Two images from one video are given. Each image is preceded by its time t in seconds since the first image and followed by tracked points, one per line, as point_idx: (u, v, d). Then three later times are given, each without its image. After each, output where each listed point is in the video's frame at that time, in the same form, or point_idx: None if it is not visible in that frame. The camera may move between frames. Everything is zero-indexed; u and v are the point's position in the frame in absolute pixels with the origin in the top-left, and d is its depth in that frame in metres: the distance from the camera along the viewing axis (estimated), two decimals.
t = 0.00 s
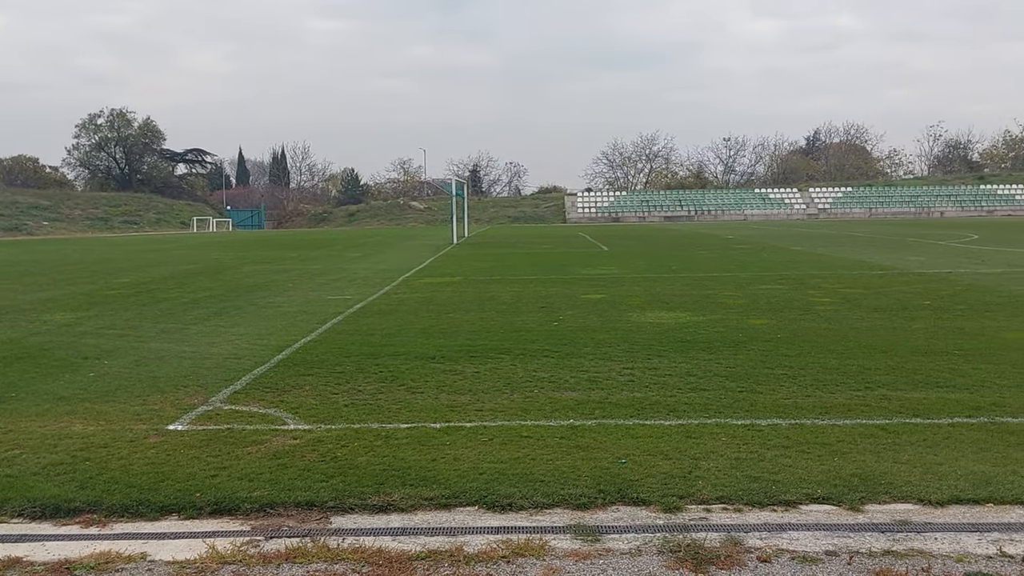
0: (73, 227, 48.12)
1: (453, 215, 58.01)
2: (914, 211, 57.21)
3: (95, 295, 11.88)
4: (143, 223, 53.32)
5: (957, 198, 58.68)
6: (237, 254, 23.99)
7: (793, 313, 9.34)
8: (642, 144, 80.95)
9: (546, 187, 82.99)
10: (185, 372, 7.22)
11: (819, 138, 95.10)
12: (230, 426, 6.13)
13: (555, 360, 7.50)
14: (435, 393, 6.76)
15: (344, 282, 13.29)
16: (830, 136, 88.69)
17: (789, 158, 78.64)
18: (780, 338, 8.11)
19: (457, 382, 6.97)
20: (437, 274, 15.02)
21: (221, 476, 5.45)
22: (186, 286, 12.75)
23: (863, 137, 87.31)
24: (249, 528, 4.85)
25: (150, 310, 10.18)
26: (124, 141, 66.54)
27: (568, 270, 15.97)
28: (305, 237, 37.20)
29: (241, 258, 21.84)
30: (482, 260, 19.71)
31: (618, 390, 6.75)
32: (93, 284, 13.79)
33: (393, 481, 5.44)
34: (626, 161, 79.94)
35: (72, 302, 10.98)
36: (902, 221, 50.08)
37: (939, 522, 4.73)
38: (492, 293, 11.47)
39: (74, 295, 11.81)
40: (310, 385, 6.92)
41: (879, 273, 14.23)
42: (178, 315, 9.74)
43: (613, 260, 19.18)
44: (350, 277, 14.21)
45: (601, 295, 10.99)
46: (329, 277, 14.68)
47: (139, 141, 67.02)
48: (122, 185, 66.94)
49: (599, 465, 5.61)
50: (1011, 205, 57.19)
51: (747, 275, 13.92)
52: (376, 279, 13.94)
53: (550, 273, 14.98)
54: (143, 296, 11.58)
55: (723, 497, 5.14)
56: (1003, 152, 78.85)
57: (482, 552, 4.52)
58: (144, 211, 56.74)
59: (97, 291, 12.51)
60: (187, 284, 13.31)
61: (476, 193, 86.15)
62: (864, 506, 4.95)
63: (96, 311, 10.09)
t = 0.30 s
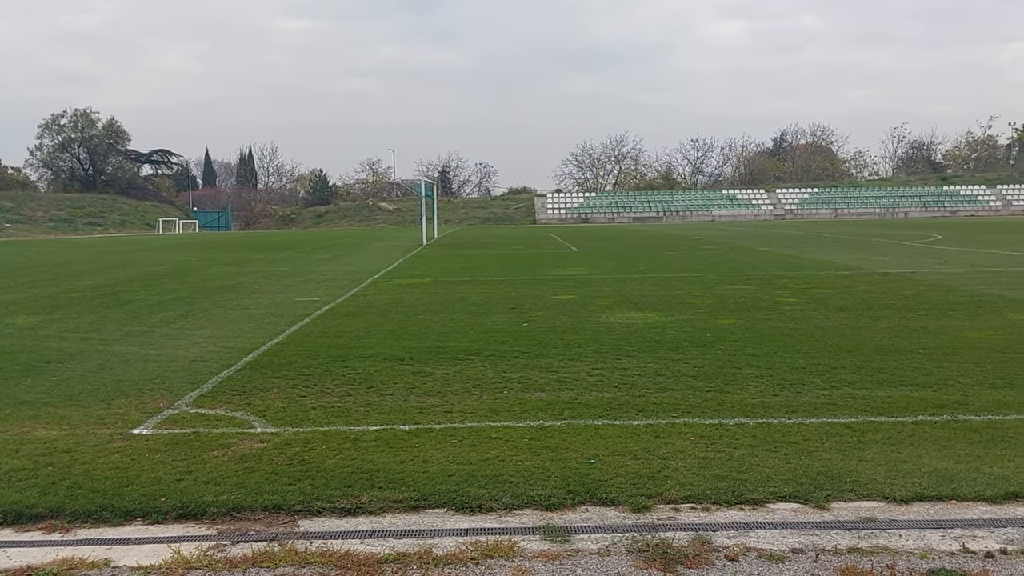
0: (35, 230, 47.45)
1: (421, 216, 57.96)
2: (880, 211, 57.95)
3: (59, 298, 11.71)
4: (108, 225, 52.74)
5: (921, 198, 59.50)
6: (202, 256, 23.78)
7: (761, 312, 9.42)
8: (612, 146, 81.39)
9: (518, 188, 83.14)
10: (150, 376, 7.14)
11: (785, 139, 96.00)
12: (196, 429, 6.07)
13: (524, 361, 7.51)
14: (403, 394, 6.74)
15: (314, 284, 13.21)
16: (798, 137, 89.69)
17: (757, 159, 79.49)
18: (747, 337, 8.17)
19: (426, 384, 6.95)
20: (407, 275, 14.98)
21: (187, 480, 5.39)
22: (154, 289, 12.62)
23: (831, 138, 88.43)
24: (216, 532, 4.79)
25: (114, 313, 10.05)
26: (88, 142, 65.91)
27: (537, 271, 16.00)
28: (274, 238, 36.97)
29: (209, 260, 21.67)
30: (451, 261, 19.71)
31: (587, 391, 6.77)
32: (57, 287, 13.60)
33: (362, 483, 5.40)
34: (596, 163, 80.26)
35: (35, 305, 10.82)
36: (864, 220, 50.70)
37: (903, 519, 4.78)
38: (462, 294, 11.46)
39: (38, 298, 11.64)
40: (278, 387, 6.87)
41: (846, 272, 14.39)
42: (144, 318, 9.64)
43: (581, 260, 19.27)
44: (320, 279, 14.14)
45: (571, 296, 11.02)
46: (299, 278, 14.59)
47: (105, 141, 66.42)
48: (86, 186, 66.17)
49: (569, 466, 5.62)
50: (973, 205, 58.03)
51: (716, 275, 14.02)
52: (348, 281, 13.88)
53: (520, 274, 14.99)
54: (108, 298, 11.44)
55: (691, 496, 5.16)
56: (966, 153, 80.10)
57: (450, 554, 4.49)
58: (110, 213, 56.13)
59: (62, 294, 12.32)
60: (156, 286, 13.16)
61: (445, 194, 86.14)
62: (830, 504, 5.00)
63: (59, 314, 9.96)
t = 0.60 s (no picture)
0: None
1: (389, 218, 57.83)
2: (846, 213, 58.73)
3: (21, 301, 11.51)
4: (71, 228, 52.06)
5: (886, 201, 60.42)
6: (167, 258, 23.52)
7: (729, 314, 9.50)
8: (582, 148, 81.72)
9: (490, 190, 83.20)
10: (115, 380, 7.04)
11: (752, 142, 96.95)
12: (162, 434, 6.00)
13: (494, 363, 7.51)
14: (373, 397, 6.70)
15: (284, 286, 13.10)
16: (766, 139, 90.62)
17: (725, 162, 80.32)
18: (715, 339, 8.23)
19: (396, 386, 6.93)
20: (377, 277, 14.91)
21: (152, 484, 5.32)
22: (121, 292, 12.45)
23: (800, 141, 89.47)
24: (181, 537, 4.72)
25: (78, 316, 9.90)
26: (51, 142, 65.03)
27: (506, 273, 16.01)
28: (242, 240, 36.65)
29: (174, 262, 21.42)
30: (419, 263, 19.67)
31: (557, 392, 6.78)
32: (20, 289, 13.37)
33: (330, 487, 5.35)
34: (566, 167, 80.45)
35: None
36: (829, 223, 51.46)
37: (869, 518, 4.83)
38: (432, 296, 11.44)
39: None
40: (246, 390, 6.81)
41: (811, 274, 14.57)
42: (108, 321, 9.51)
43: (550, 262, 19.33)
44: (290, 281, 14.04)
45: (542, 298, 11.04)
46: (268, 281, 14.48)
47: (68, 142, 65.61)
48: (50, 186, 65.24)
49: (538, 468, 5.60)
50: (937, 207, 59.02)
51: (684, 276, 14.13)
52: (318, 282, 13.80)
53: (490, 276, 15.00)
54: (70, 302, 11.27)
55: (660, 497, 5.16)
56: (931, 156, 81.52)
57: (419, 557, 4.45)
58: (74, 214, 55.39)
59: (24, 297, 12.11)
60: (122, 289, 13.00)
61: (416, 196, 85.96)
62: (797, 503, 5.04)
63: (19, 317, 9.79)
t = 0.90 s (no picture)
0: None
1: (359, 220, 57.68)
2: (814, 216, 59.53)
3: None
4: (35, 229, 51.39)
5: (853, 203, 61.00)
6: (132, 259, 23.27)
7: (697, 315, 9.58)
8: (554, 150, 81.99)
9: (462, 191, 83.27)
10: (80, 383, 6.95)
11: (724, 145, 97.88)
12: (128, 438, 5.93)
13: (465, 365, 7.51)
14: (342, 399, 6.68)
15: (254, 288, 13.01)
16: (737, 142, 91.52)
17: (694, 165, 81.09)
18: (684, 340, 8.29)
19: (366, 389, 6.90)
20: (348, 279, 14.85)
21: (117, 488, 5.24)
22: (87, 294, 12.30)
23: (771, 144, 90.45)
24: (147, 542, 4.65)
25: (42, 318, 9.77)
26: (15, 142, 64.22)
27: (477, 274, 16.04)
28: (209, 242, 36.25)
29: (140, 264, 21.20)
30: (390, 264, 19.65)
31: (528, 394, 6.78)
32: None
33: (298, 491, 5.30)
34: (536, 169, 80.56)
35: None
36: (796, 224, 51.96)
37: (835, 517, 4.88)
38: (403, 298, 11.41)
39: None
40: (215, 394, 6.75)
41: (778, 275, 14.73)
42: (73, 323, 9.39)
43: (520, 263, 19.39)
44: (259, 283, 13.94)
45: (513, 299, 11.06)
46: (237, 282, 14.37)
47: (33, 141, 64.82)
48: (14, 187, 64.37)
49: (518, 469, 5.59)
50: (902, 210, 60.01)
51: (654, 278, 14.22)
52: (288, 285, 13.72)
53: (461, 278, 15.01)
54: (32, 304, 11.10)
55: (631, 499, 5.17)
56: (897, 159, 82.81)
57: (388, 560, 4.41)
58: (38, 216, 54.68)
59: None
60: (89, 291, 12.84)
61: (389, 198, 85.78)
62: (764, 503, 5.07)
63: None
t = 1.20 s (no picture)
0: None
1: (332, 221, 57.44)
2: (784, 217, 60.13)
3: None
4: None
5: (821, 203, 61.55)
6: (99, 261, 23.05)
7: (668, 315, 9.63)
8: (528, 151, 82.10)
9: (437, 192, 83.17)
10: (46, 387, 6.85)
11: (697, 145, 98.59)
12: (95, 442, 5.85)
13: (436, 367, 7.50)
14: (312, 402, 6.65)
15: (225, 290, 12.92)
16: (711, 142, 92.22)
17: (666, 166, 81.63)
18: (655, 340, 8.33)
19: (336, 391, 6.87)
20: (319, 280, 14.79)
21: (83, 493, 5.17)
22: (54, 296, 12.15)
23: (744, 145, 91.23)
24: (113, 547, 4.57)
25: (7, 321, 9.64)
26: None
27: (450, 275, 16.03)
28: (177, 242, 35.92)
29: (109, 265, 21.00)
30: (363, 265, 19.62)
31: (500, 395, 6.79)
32: None
33: (267, 494, 5.23)
34: (509, 169, 80.65)
35: None
36: (765, 225, 52.49)
37: (804, 516, 4.90)
38: (375, 299, 11.38)
39: None
40: (184, 397, 6.69)
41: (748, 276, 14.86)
42: (39, 325, 9.26)
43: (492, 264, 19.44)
44: (231, 285, 13.84)
45: (486, 300, 11.07)
46: (208, 284, 14.26)
47: None
48: None
49: (518, 469, 5.58)
50: (870, 211, 60.78)
51: (625, 279, 14.30)
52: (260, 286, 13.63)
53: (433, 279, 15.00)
54: None
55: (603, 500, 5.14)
56: (866, 160, 83.85)
57: (359, 563, 4.36)
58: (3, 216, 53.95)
59: None
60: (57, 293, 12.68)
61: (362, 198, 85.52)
62: (735, 502, 5.08)
63: None
